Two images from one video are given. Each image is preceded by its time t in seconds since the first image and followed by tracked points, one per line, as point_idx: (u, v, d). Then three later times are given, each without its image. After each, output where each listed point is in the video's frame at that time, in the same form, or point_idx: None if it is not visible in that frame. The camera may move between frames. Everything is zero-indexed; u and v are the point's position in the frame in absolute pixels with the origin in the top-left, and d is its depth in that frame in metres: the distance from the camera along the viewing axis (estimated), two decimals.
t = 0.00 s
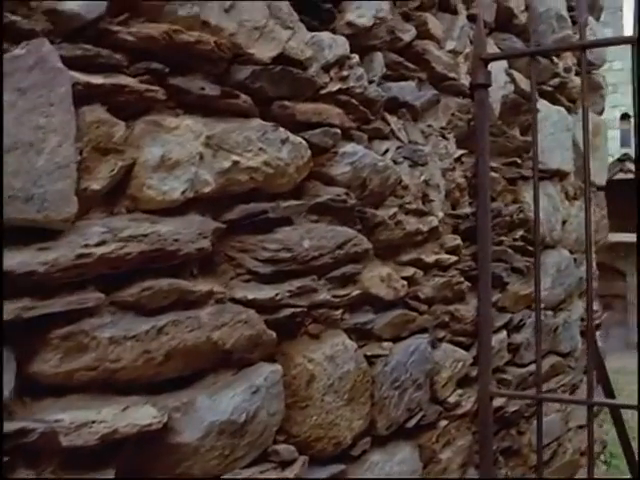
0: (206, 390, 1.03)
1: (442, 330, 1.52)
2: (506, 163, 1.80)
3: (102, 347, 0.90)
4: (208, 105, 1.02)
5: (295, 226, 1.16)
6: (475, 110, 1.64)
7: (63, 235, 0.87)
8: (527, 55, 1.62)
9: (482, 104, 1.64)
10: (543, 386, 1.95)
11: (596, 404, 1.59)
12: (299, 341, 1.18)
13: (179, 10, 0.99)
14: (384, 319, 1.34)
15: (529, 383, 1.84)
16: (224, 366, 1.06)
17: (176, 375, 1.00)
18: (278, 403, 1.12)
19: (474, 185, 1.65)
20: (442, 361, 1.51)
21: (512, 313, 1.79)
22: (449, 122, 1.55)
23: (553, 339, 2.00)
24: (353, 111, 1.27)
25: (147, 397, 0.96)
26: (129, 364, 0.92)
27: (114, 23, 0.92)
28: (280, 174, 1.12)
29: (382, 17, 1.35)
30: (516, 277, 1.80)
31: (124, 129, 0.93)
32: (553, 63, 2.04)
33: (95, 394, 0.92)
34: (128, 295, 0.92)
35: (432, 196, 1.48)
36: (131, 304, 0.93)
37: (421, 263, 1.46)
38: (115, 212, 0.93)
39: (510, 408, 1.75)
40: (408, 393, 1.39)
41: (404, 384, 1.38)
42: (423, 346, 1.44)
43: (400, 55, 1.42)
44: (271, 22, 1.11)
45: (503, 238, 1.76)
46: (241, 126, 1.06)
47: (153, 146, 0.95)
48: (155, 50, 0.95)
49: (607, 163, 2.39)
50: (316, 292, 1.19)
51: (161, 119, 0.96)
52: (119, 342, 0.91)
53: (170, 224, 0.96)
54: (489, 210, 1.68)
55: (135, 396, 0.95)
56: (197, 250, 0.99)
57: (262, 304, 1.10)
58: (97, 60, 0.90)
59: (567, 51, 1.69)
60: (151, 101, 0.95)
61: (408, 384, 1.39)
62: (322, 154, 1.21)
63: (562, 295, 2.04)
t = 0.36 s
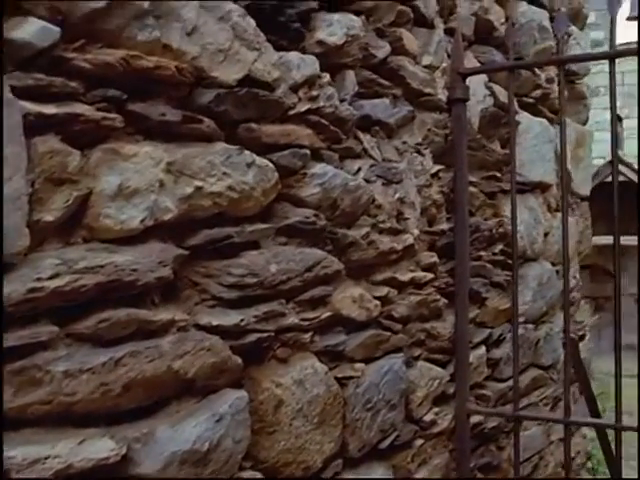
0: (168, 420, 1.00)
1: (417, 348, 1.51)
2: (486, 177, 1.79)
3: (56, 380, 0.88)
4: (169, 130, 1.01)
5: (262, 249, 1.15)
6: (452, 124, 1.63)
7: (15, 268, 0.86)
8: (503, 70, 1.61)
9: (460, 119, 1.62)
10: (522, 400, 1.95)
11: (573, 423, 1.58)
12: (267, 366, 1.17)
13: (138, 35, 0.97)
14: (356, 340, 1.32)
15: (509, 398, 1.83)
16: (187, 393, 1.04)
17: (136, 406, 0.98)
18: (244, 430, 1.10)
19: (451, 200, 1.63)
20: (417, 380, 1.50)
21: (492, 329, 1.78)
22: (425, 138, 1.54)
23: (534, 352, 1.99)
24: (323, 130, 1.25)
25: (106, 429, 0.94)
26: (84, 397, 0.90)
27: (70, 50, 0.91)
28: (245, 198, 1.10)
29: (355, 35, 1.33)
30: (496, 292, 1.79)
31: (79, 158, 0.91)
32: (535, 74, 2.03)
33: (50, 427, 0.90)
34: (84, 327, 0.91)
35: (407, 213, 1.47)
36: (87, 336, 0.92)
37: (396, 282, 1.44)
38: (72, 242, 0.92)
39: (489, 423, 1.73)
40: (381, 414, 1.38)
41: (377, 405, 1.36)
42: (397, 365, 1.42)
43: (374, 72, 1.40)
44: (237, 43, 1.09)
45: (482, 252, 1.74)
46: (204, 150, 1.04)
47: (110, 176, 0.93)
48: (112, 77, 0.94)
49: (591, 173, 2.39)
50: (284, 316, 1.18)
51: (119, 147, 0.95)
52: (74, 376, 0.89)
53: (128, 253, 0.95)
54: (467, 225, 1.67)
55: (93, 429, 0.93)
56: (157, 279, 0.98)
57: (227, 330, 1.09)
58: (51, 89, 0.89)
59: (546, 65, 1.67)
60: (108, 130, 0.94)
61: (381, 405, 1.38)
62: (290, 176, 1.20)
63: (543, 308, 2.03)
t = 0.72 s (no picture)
0: (128, 450, 0.98)
1: (393, 367, 1.50)
2: (466, 191, 1.77)
3: (9, 416, 0.88)
4: (130, 156, 0.99)
5: (227, 274, 1.13)
6: (430, 139, 1.61)
7: None
8: (480, 84, 1.60)
9: (437, 133, 1.61)
10: (505, 414, 1.94)
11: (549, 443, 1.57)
12: (234, 391, 1.15)
13: (96, 60, 0.95)
14: (328, 362, 1.31)
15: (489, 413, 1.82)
16: (149, 423, 1.02)
17: (94, 437, 0.95)
18: (208, 458, 1.07)
19: (429, 215, 1.62)
20: (393, 398, 1.48)
21: (472, 344, 1.77)
22: (401, 154, 1.52)
23: (516, 365, 1.98)
24: (293, 151, 1.24)
25: (64, 462, 0.91)
26: (39, 431, 0.89)
27: (24, 77, 0.89)
28: (210, 222, 1.08)
29: (327, 52, 1.31)
30: (476, 306, 1.77)
31: (33, 188, 0.90)
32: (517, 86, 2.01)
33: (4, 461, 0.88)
34: (38, 360, 0.91)
35: (382, 231, 1.45)
36: (42, 368, 0.91)
37: (370, 301, 1.43)
38: (26, 273, 0.91)
39: (467, 439, 1.71)
40: (355, 435, 1.36)
41: (350, 426, 1.35)
42: (371, 385, 1.41)
43: (347, 89, 1.38)
44: (201, 65, 1.07)
45: (462, 267, 1.73)
46: (167, 176, 1.02)
47: (65, 206, 0.91)
48: (68, 103, 0.92)
49: (576, 183, 2.38)
50: (252, 340, 1.16)
51: (76, 176, 0.93)
52: (27, 410, 0.88)
53: (86, 283, 0.94)
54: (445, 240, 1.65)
55: (49, 462, 0.91)
56: (116, 309, 0.97)
57: (191, 357, 1.07)
58: (4, 120, 0.88)
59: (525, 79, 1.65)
60: (63, 159, 0.92)
61: (354, 426, 1.36)
62: (258, 199, 1.18)
63: (525, 321, 2.02)
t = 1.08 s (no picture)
0: None
1: (368, 386, 1.48)
2: (445, 205, 1.76)
3: None
4: (89, 185, 0.99)
5: (193, 300, 1.11)
6: (408, 154, 1.60)
7: None
8: (457, 100, 1.58)
9: (415, 149, 1.60)
10: (487, 429, 1.92)
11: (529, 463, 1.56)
12: (202, 417, 1.14)
13: (52, 86, 0.95)
14: (299, 385, 1.29)
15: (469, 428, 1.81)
16: (110, 453, 1.01)
17: (52, 470, 0.95)
18: None
19: (406, 231, 1.60)
20: (368, 419, 1.47)
21: (451, 360, 1.76)
22: (377, 171, 1.51)
23: (498, 379, 1.96)
24: (262, 173, 1.22)
25: None
26: None
27: None
28: (174, 248, 1.07)
29: (298, 72, 1.29)
30: (455, 322, 1.76)
31: None
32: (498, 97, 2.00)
33: None
34: None
35: (357, 250, 1.43)
36: None
37: (344, 322, 1.41)
38: None
39: (447, 457, 1.69)
40: (328, 458, 1.33)
41: (323, 449, 1.32)
42: (344, 407, 1.39)
43: (320, 108, 1.37)
44: (165, 88, 1.05)
45: (441, 283, 1.71)
46: (128, 203, 1.01)
47: (21, 238, 0.92)
48: (23, 133, 0.94)
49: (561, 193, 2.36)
50: (218, 367, 1.14)
51: (31, 208, 0.94)
52: None
53: (42, 316, 0.94)
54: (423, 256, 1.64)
55: None
56: (75, 340, 0.96)
57: (155, 386, 1.06)
58: None
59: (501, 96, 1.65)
60: (18, 190, 0.94)
61: (327, 449, 1.33)
62: (225, 222, 1.17)
63: (507, 334, 2.01)
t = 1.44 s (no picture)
0: None
1: (344, 407, 1.47)
2: (424, 221, 1.74)
3: None
4: (47, 216, 0.98)
5: (157, 329, 1.09)
6: (384, 171, 1.57)
7: None
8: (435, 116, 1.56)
9: (392, 165, 1.57)
10: (469, 445, 1.90)
11: None
12: (168, 446, 1.12)
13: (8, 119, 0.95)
14: (270, 409, 1.28)
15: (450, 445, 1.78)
16: None
17: None
18: None
19: (383, 249, 1.58)
20: (343, 440, 1.45)
21: (430, 377, 1.75)
22: (353, 189, 1.49)
23: (479, 394, 1.94)
24: (231, 196, 1.20)
25: None
26: None
27: None
28: (138, 276, 1.05)
29: (268, 92, 1.27)
30: (433, 339, 1.75)
31: None
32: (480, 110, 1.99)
33: None
34: None
35: (331, 270, 1.42)
36: None
37: (317, 344, 1.39)
38: None
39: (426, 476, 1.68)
40: None
41: (296, 474, 1.30)
42: (318, 430, 1.38)
43: (293, 128, 1.35)
44: (127, 114, 1.04)
45: (419, 300, 1.70)
46: (88, 233, 1.00)
47: None
48: None
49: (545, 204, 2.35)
50: (184, 394, 1.13)
51: None
52: None
53: None
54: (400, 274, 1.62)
55: None
56: (33, 374, 0.96)
57: (118, 416, 1.04)
58: None
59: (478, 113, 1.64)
60: None
61: (300, 473, 1.31)
62: (192, 247, 1.15)
63: (490, 349, 1.99)
